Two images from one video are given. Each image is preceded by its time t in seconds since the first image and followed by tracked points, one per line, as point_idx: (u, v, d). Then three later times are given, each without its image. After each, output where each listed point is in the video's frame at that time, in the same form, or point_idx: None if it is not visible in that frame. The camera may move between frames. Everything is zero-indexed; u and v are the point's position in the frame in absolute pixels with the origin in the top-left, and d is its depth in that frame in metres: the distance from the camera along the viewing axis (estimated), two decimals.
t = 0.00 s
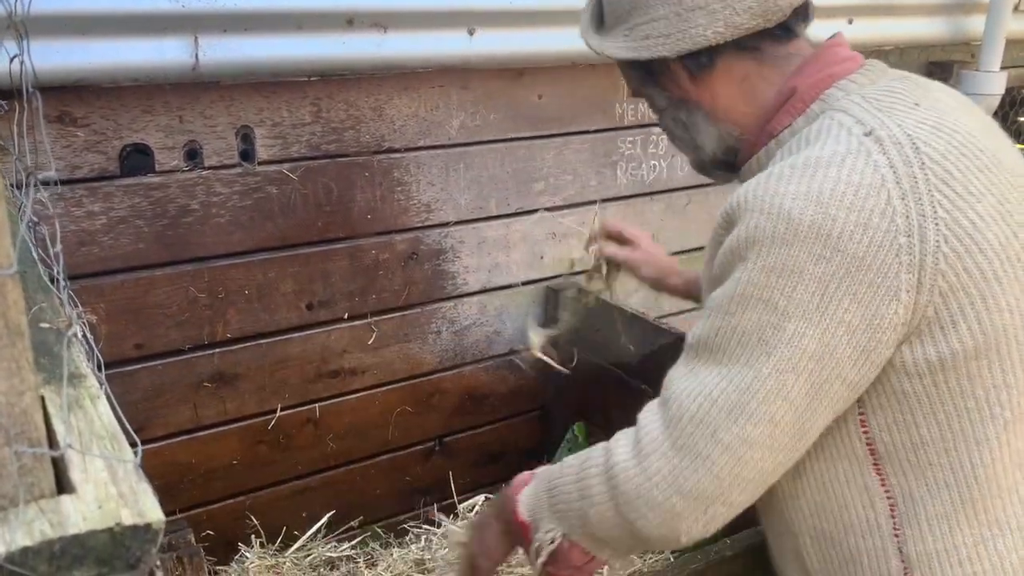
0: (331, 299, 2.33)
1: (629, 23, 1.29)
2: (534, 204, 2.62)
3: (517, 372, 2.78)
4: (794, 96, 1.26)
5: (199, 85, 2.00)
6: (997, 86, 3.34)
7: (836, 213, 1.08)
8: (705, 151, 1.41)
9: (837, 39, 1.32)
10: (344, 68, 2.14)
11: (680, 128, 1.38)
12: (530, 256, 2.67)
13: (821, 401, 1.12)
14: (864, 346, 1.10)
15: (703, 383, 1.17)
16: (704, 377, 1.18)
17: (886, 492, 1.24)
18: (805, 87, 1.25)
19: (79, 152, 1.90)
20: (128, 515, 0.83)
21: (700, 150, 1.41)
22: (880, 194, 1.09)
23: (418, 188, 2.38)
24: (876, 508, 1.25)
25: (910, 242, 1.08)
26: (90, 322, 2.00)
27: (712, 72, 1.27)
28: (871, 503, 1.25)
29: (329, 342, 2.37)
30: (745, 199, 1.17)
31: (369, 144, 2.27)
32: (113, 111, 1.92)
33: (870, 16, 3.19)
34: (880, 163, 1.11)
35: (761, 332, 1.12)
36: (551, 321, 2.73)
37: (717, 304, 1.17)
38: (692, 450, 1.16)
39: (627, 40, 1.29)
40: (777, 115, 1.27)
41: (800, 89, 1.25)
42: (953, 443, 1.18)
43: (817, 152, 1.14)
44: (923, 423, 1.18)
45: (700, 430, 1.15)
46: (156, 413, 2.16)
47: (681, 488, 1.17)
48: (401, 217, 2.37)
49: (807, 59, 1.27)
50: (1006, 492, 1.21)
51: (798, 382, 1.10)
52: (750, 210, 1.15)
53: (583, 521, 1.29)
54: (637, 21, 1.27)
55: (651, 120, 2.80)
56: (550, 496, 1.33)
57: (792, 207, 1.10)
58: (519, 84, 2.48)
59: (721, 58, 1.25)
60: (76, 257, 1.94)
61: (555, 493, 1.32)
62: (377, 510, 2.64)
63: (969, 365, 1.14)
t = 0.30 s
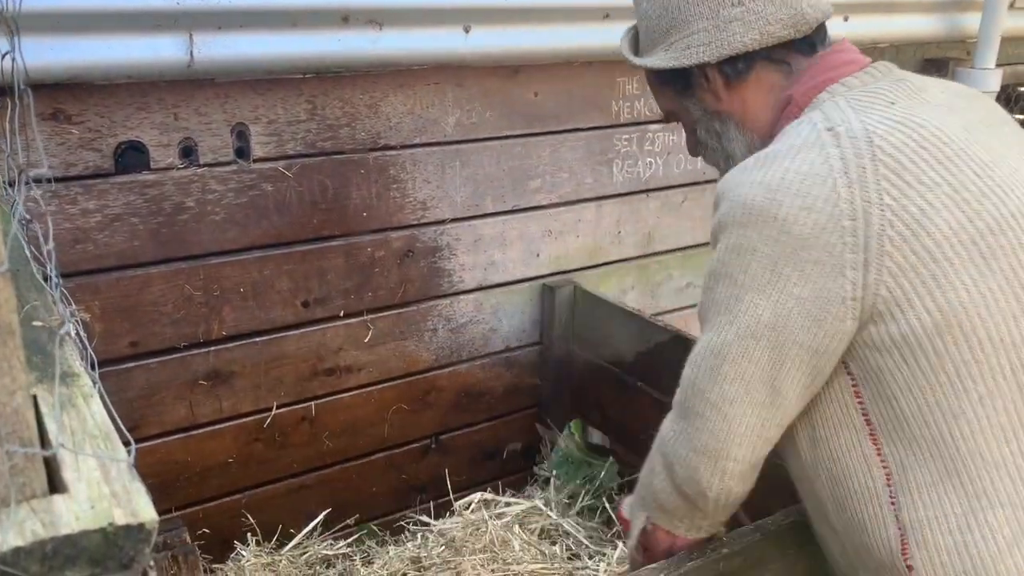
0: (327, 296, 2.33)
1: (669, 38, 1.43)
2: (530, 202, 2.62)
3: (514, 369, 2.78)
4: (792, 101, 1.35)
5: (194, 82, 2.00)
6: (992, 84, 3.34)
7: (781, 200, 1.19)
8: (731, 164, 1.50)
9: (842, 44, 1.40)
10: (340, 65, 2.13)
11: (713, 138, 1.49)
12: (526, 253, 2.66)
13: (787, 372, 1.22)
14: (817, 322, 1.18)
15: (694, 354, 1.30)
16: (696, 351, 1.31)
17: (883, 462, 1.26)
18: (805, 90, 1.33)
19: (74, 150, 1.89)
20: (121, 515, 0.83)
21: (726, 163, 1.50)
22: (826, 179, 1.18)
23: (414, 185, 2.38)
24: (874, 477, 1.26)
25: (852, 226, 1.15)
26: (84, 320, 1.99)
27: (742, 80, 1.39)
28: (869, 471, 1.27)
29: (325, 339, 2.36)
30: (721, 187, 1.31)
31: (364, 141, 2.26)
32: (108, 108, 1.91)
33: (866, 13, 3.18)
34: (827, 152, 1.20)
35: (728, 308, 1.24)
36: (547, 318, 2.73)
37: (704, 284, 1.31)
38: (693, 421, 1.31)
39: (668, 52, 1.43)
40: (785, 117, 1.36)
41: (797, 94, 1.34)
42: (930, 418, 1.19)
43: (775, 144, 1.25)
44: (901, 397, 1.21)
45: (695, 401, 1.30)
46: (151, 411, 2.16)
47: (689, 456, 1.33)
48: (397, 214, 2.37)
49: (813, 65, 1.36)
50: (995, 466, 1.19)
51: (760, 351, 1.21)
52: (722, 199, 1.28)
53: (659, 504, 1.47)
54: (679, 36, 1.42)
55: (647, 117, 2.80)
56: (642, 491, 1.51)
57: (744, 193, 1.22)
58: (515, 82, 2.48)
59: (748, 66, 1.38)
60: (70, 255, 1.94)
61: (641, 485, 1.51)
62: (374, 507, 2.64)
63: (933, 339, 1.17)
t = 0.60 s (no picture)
0: (322, 295, 2.32)
1: (700, 14, 1.43)
2: (526, 200, 2.62)
3: (509, 368, 2.77)
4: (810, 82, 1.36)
5: (188, 80, 1.99)
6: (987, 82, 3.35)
7: (817, 159, 1.18)
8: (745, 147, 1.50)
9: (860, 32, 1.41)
10: (336, 62, 2.13)
11: (730, 119, 1.50)
12: (521, 251, 2.66)
13: (819, 332, 1.20)
14: (848, 279, 1.17)
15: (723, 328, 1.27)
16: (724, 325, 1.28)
17: (887, 433, 1.27)
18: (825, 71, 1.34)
19: (68, 148, 1.88)
20: (115, 518, 0.83)
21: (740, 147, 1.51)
22: (858, 141, 1.18)
23: (410, 183, 2.37)
24: (880, 449, 1.28)
25: (881, 186, 1.16)
26: (78, 318, 1.98)
27: (767, 62, 1.40)
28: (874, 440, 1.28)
29: (320, 338, 2.36)
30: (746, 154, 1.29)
31: (359, 139, 2.25)
32: (102, 106, 1.91)
33: (862, 12, 3.18)
34: (857, 117, 1.20)
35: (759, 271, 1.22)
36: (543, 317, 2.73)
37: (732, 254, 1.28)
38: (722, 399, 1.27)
39: (698, 28, 1.43)
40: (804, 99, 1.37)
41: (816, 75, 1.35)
42: (940, 385, 1.21)
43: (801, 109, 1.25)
44: (913, 367, 1.22)
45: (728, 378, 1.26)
46: (147, 409, 2.15)
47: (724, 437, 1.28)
48: (393, 212, 2.36)
49: (830, 50, 1.37)
50: (1000, 439, 1.21)
51: (796, 315, 1.19)
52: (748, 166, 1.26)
53: (679, 501, 1.41)
54: (710, 14, 1.41)
55: (643, 115, 2.79)
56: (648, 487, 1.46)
57: (777, 155, 1.21)
58: (510, 79, 2.47)
59: (774, 49, 1.39)
60: (64, 253, 1.93)
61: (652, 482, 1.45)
62: (369, 506, 2.64)
63: (948, 305, 1.17)
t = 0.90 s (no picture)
0: (317, 293, 2.31)
1: None
2: (522, 198, 2.61)
3: (505, 366, 2.77)
4: (860, 59, 1.36)
5: (182, 77, 1.98)
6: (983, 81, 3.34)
7: (909, 143, 1.19)
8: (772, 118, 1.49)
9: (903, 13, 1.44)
10: (330, 60, 2.11)
11: (762, 89, 1.47)
12: (517, 249, 2.65)
13: (913, 322, 1.20)
14: (945, 264, 1.19)
15: (801, 333, 1.22)
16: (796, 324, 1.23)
17: (930, 427, 1.32)
18: (878, 50, 1.35)
19: (61, 146, 1.87)
20: (103, 523, 0.82)
21: (767, 118, 1.50)
22: (943, 125, 1.21)
23: (405, 181, 2.36)
24: (919, 443, 1.34)
25: (972, 170, 1.19)
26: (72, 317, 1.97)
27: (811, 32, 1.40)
28: (916, 441, 1.34)
29: (315, 336, 2.35)
30: (821, 143, 1.26)
31: (354, 137, 2.24)
32: (95, 104, 1.89)
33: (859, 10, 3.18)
34: (938, 99, 1.23)
35: (846, 265, 1.19)
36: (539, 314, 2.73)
37: (800, 249, 1.24)
38: (806, 402, 1.22)
39: None
40: (846, 75, 1.37)
41: (869, 51, 1.36)
42: (998, 372, 1.29)
43: (872, 94, 1.27)
44: (970, 362, 1.29)
45: (814, 380, 1.21)
46: (141, 408, 2.14)
47: (807, 440, 1.24)
48: (388, 210, 2.35)
49: (878, 30, 1.38)
50: None
51: (891, 309, 1.17)
52: (828, 154, 1.24)
53: (725, 484, 1.40)
54: None
55: (640, 113, 2.78)
56: (692, 457, 1.42)
57: (866, 141, 1.21)
58: (506, 77, 2.46)
59: (818, 21, 1.39)
60: (57, 252, 1.92)
61: (700, 456, 1.41)
62: (366, 504, 2.63)
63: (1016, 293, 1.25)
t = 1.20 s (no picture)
0: (313, 292, 2.31)
1: None
2: (518, 196, 2.61)
3: (502, 364, 2.77)
4: (911, 61, 1.50)
5: (178, 75, 1.97)
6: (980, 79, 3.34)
7: (973, 156, 1.30)
8: (813, 114, 1.63)
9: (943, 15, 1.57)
10: (326, 57, 2.11)
11: (806, 87, 1.61)
12: (514, 247, 2.65)
13: (969, 329, 1.31)
14: (1004, 277, 1.31)
15: (857, 338, 1.34)
16: (852, 329, 1.34)
17: (971, 430, 1.47)
18: (927, 53, 1.50)
19: (57, 144, 1.87)
20: (97, 522, 0.82)
21: (807, 113, 1.64)
22: (1008, 138, 1.31)
23: (401, 179, 2.36)
24: (961, 446, 1.48)
25: None
26: (67, 316, 1.97)
27: (858, 31, 1.52)
28: (957, 444, 1.49)
29: (311, 335, 2.35)
30: (884, 152, 1.38)
31: (350, 135, 2.24)
32: (90, 102, 1.89)
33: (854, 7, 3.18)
34: (1000, 110, 1.34)
35: (905, 275, 1.30)
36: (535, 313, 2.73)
37: (858, 256, 1.35)
38: (857, 406, 1.34)
39: None
40: (896, 77, 1.52)
41: (919, 54, 1.50)
42: None
43: (936, 106, 1.37)
44: (1016, 368, 1.42)
45: (866, 385, 1.32)
46: (138, 407, 2.14)
47: (856, 444, 1.36)
48: (385, 209, 2.35)
49: (925, 32, 1.52)
50: None
51: (946, 319, 1.29)
52: (893, 163, 1.35)
53: (753, 484, 1.52)
54: None
55: (636, 111, 2.78)
56: (710, 459, 1.55)
57: (933, 153, 1.31)
58: (502, 75, 2.46)
59: (866, 19, 1.51)
60: (52, 250, 1.92)
61: (722, 458, 1.54)
62: (362, 503, 2.63)
63: None
